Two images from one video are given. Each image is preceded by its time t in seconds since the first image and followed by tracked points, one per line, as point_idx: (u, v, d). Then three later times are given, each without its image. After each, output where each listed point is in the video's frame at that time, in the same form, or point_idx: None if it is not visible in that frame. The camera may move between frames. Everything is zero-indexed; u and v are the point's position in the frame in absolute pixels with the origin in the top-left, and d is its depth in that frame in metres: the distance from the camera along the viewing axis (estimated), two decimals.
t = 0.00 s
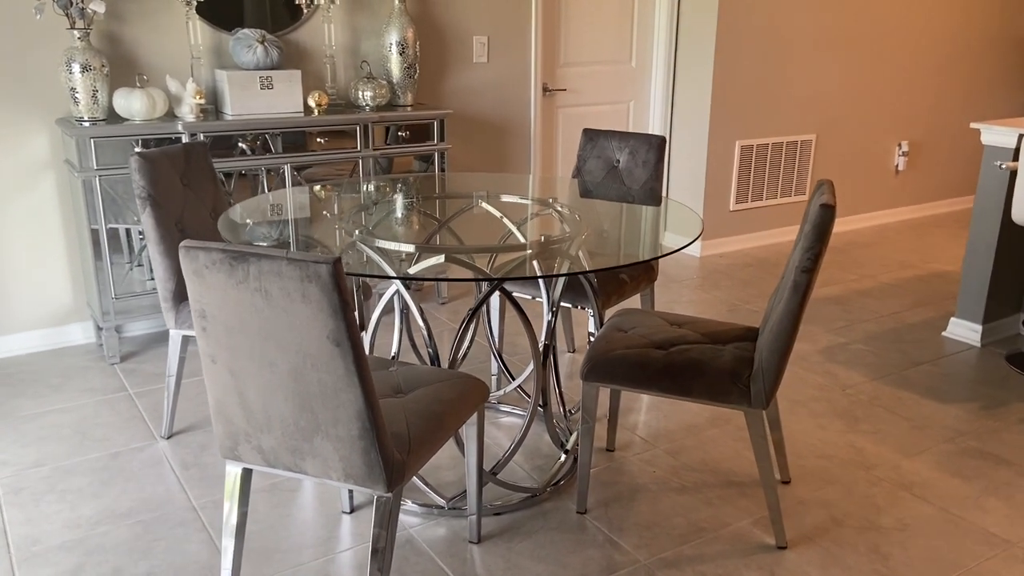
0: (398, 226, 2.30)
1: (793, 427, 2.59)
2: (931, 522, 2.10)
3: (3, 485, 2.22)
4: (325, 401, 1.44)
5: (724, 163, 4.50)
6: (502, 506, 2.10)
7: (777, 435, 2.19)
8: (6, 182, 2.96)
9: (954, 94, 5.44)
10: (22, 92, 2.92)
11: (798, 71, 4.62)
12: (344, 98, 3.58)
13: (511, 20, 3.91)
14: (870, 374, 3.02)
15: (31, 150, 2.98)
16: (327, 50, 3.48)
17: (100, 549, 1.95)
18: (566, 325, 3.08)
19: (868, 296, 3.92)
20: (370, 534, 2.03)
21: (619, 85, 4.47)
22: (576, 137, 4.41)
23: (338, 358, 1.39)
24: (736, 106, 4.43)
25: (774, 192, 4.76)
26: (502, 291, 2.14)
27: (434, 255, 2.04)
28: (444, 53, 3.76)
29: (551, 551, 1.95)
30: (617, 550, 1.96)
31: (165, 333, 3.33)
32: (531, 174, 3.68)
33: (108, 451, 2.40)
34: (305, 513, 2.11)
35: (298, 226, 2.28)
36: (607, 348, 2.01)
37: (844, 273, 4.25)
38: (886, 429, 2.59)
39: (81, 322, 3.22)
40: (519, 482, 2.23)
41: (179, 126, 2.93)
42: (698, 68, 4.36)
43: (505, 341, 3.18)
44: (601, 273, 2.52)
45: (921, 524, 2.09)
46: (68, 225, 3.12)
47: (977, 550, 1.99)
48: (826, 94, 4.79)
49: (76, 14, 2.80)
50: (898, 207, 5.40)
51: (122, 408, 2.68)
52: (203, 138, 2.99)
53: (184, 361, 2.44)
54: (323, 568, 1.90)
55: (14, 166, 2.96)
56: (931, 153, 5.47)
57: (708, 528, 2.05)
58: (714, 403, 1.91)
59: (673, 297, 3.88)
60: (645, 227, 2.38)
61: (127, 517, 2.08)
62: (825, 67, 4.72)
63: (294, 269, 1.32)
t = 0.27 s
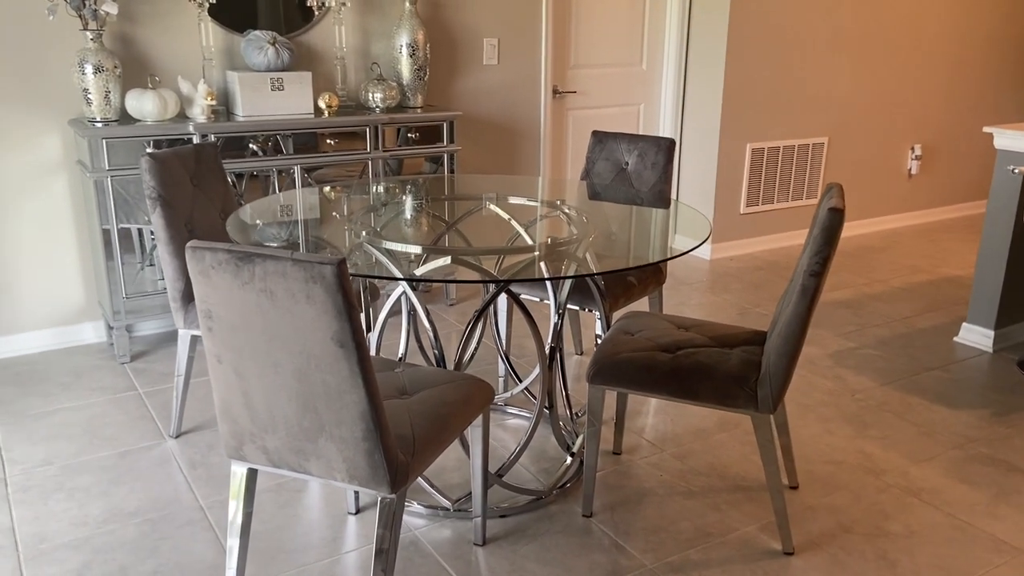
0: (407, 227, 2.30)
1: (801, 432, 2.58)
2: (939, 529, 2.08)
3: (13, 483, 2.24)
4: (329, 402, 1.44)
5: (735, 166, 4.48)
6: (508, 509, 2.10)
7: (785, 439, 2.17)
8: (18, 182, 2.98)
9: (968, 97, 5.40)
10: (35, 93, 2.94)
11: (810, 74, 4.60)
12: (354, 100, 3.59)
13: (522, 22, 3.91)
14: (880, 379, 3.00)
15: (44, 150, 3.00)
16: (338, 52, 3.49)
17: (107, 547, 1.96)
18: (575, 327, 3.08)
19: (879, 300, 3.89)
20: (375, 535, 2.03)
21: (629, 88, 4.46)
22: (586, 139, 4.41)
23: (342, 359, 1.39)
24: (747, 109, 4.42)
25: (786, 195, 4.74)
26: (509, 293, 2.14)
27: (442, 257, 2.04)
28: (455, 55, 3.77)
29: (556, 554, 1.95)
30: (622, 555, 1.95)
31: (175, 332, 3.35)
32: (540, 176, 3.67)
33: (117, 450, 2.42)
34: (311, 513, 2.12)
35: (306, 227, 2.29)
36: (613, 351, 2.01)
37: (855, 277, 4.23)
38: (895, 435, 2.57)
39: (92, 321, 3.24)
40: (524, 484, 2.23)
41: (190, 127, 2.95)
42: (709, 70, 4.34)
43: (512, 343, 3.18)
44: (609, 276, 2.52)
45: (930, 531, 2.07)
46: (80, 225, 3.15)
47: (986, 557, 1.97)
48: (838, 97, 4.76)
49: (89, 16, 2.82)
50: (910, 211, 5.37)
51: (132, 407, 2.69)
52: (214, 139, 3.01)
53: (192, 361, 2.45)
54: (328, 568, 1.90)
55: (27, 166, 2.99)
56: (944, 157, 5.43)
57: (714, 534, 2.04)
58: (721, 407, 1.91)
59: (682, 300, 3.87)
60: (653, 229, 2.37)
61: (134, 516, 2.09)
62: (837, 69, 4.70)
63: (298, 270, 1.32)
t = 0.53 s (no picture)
0: (418, 229, 2.30)
1: (814, 437, 2.56)
2: (954, 535, 2.06)
3: (26, 481, 2.25)
4: (340, 403, 1.44)
5: (748, 169, 4.46)
6: (518, 511, 2.10)
7: (798, 444, 2.16)
8: (34, 182, 3.01)
9: (984, 100, 5.36)
10: (51, 94, 2.96)
11: (825, 76, 4.58)
12: (367, 101, 3.59)
13: (535, 24, 3.91)
14: (894, 383, 2.98)
15: (59, 151, 3.02)
16: (351, 53, 3.50)
17: (119, 546, 1.97)
18: (586, 329, 3.07)
19: (893, 304, 3.86)
20: (385, 536, 2.03)
21: (642, 89, 4.45)
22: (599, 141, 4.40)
23: (354, 360, 1.39)
24: (761, 111, 4.40)
25: (799, 198, 4.71)
26: (520, 295, 2.14)
27: (454, 258, 2.04)
28: (468, 57, 3.77)
29: (567, 557, 1.94)
30: (633, 558, 1.94)
31: (188, 332, 3.36)
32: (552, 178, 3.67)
33: (129, 449, 2.43)
34: (321, 514, 2.12)
35: (319, 227, 2.29)
36: (625, 353, 2.00)
37: (869, 281, 4.20)
38: (910, 440, 2.55)
39: (106, 320, 3.26)
40: (535, 486, 2.22)
41: (204, 128, 2.96)
42: (723, 72, 4.32)
43: (524, 345, 3.18)
44: (621, 278, 2.51)
45: (945, 537, 2.05)
46: (95, 225, 3.17)
47: (1002, 564, 1.95)
48: (853, 99, 4.73)
49: (105, 17, 2.84)
50: (925, 214, 5.33)
51: (144, 407, 2.71)
52: (227, 140, 3.02)
53: (204, 360, 2.46)
54: (338, 569, 1.90)
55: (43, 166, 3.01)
56: (960, 160, 5.39)
57: (726, 538, 2.03)
58: (733, 411, 1.89)
59: (695, 303, 3.85)
60: (665, 231, 2.36)
61: (146, 515, 2.10)
62: (852, 72, 4.67)
63: (310, 270, 1.32)
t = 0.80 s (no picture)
0: (432, 227, 2.30)
1: (830, 437, 2.54)
2: (972, 537, 2.04)
3: (43, 476, 2.27)
4: (356, 399, 1.44)
5: (763, 168, 4.44)
6: (532, 510, 2.09)
7: (814, 444, 2.14)
8: (52, 179, 3.03)
9: (1002, 99, 5.31)
10: (69, 92, 2.98)
11: (841, 75, 4.55)
12: (382, 99, 3.60)
13: (549, 23, 3.90)
14: (911, 384, 2.95)
15: (77, 149, 3.04)
16: (366, 52, 3.50)
17: (135, 541, 1.98)
18: (600, 329, 3.06)
19: (909, 304, 3.83)
20: (399, 533, 2.03)
21: (657, 89, 4.44)
22: (613, 140, 4.39)
23: (370, 356, 1.39)
24: (776, 110, 4.37)
25: (814, 198, 4.68)
26: (535, 293, 2.13)
27: (468, 255, 2.03)
28: (482, 56, 3.77)
29: (581, 556, 1.93)
30: (648, 558, 1.93)
31: (203, 329, 3.38)
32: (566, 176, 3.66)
33: (145, 445, 2.44)
34: (335, 511, 2.12)
35: (334, 225, 2.30)
36: (640, 352, 1.99)
37: (885, 281, 4.17)
38: (927, 441, 2.53)
39: (122, 317, 3.28)
40: (549, 485, 2.22)
41: (220, 126, 2.97)
42: (738, 71, 4.30)
43: (537, 344, 3.17)
44: (635, 277, 2.50)
45: (963, 539, 2.03)
46: (112, 223, 3.18)
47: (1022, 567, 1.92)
48: (869, 98, 4.70)
49: (122, 15, 2.86)
50: (942, 215, 5.28)
51: (160, 403, 2.72)
52: (243, 138, 3.03)
53: (220, 357, 2.47)
54: (352, 566, 1.90)
55: (61, 164, 3.03)
56: (978, 160, 5.34)
57: (741, 538, 2.02)
58: (749, 410, 1.88)
59: (709, 303, 3.83)
60: (680, 230, 2.35)
61: (161, 510, 2.11)
62: (869, 70, 4.64)
63: (327, 266, 1.32)
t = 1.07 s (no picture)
0: (448, 225, 2.30)
1: (846, 438, 2.53)
2: (991, 538, 2.02)
3: (63, 471, 2.29)
4: (374, 396, 1.45)
5: (778, 167, 4.42)
6: (548, 508, 2.09)
7: (831, 444, 2.14)
8: (71, 177, 3.06)
9: (1019, 98, 5.27)
10: (88, 91, 3.01)
11: (857, 74, 4.53)
12: (396, 99, 3.61)
13: (564, 21, 3.90)
14: (927, 385, 2.94)
15: (95, 147, 3.07)
16: (381, 51, 3.51)
17: (153, 536, 1.99)
18: (614, 328, 3.06)
19: (926, 305, 3.81)
20: (415, 530, 2.03)
21: (671, 88, 4.43)
22: (627, 139, 4.39)
23: (388, 353, 1.40)
24: (791, 109, 4.36)
25: (830, 197, 4.66)
26: (550, 292, 2.13)
27: (484, 253, 2.04)
28: (497, 55, 3.77)
29: (597, 554, 1.93)
30: (663, 557, 1.93)
31: (219, 327, 3.40)
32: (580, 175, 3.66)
33: (162, 441, 2.46)
34: (352, 508, 2.13)
35: (349, 224, 2.31)
36: (657, 350, 1.99)
37: (901, 281, 4.14)
38: (944, 441, 2.52)
39: (139, 314, 3.30)
40: (564, 484, 2.22)
41: (237, 125, 2.99)
42: (753, 69, 4.29)
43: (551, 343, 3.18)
44: (651, 276, 2.50)
45: (981, 540, 2.02)
46: (129, 221, 3.21)
47: None
48: (885, 97, 4.67)
49: (140, 14, 2.88)
50: (959, 215, 5.24)
51: (177, 400, 2.74)
52: (259, 136, 3.05)
53: (236, 354, 2.49)
54: (369, 563, 1.91)
55: (79, 162, 3.06)
56: (994, 159, 5.30)
57: (757, 538, 2.01)
58: (766, 409, 1.88)
59: (723, 303, 3.82)
60: (696, 229, 2.35)
61: (179, 506, 2.13)
62: (885, 69, 4.61)
63: (347, 264, 1.33)
